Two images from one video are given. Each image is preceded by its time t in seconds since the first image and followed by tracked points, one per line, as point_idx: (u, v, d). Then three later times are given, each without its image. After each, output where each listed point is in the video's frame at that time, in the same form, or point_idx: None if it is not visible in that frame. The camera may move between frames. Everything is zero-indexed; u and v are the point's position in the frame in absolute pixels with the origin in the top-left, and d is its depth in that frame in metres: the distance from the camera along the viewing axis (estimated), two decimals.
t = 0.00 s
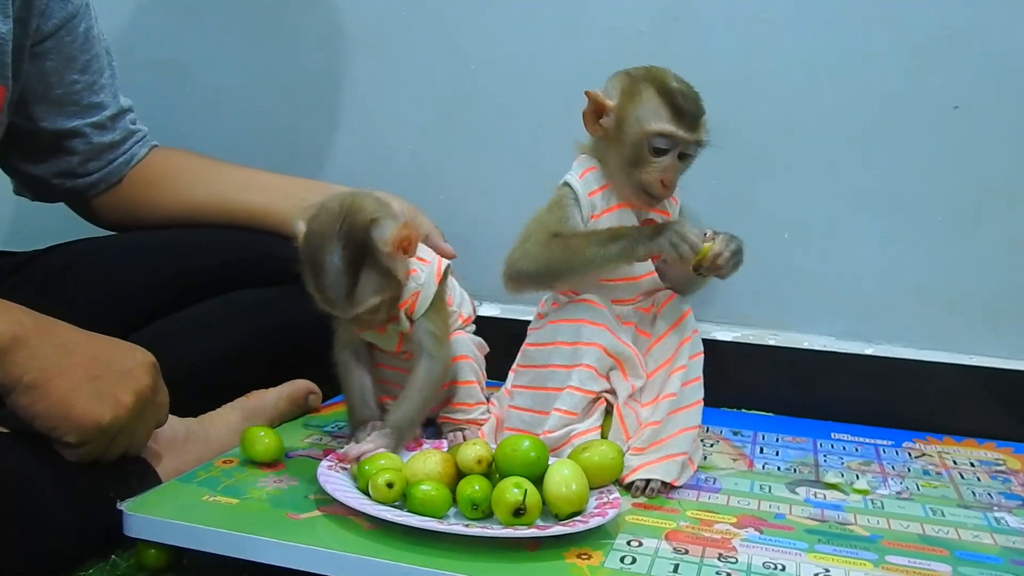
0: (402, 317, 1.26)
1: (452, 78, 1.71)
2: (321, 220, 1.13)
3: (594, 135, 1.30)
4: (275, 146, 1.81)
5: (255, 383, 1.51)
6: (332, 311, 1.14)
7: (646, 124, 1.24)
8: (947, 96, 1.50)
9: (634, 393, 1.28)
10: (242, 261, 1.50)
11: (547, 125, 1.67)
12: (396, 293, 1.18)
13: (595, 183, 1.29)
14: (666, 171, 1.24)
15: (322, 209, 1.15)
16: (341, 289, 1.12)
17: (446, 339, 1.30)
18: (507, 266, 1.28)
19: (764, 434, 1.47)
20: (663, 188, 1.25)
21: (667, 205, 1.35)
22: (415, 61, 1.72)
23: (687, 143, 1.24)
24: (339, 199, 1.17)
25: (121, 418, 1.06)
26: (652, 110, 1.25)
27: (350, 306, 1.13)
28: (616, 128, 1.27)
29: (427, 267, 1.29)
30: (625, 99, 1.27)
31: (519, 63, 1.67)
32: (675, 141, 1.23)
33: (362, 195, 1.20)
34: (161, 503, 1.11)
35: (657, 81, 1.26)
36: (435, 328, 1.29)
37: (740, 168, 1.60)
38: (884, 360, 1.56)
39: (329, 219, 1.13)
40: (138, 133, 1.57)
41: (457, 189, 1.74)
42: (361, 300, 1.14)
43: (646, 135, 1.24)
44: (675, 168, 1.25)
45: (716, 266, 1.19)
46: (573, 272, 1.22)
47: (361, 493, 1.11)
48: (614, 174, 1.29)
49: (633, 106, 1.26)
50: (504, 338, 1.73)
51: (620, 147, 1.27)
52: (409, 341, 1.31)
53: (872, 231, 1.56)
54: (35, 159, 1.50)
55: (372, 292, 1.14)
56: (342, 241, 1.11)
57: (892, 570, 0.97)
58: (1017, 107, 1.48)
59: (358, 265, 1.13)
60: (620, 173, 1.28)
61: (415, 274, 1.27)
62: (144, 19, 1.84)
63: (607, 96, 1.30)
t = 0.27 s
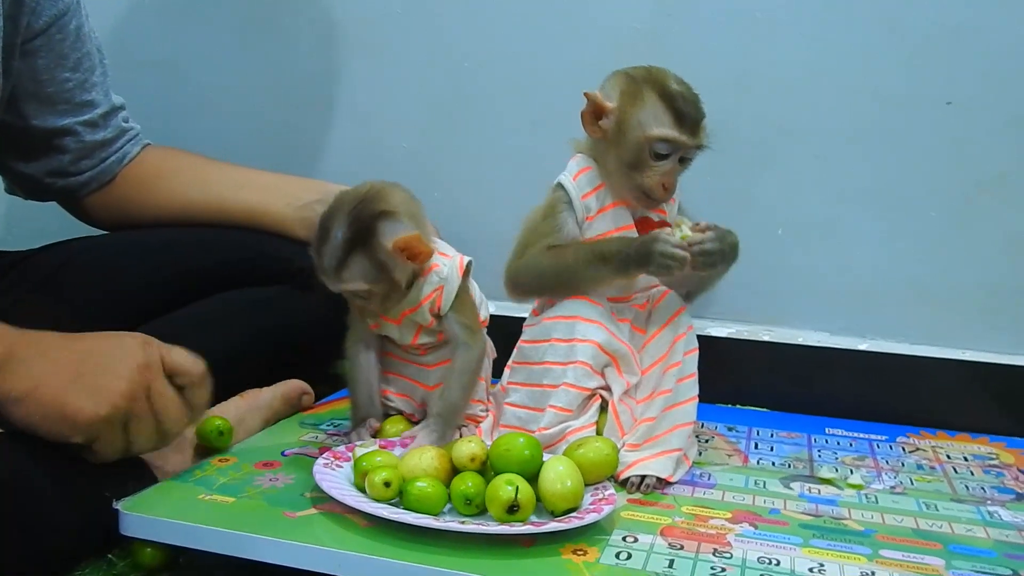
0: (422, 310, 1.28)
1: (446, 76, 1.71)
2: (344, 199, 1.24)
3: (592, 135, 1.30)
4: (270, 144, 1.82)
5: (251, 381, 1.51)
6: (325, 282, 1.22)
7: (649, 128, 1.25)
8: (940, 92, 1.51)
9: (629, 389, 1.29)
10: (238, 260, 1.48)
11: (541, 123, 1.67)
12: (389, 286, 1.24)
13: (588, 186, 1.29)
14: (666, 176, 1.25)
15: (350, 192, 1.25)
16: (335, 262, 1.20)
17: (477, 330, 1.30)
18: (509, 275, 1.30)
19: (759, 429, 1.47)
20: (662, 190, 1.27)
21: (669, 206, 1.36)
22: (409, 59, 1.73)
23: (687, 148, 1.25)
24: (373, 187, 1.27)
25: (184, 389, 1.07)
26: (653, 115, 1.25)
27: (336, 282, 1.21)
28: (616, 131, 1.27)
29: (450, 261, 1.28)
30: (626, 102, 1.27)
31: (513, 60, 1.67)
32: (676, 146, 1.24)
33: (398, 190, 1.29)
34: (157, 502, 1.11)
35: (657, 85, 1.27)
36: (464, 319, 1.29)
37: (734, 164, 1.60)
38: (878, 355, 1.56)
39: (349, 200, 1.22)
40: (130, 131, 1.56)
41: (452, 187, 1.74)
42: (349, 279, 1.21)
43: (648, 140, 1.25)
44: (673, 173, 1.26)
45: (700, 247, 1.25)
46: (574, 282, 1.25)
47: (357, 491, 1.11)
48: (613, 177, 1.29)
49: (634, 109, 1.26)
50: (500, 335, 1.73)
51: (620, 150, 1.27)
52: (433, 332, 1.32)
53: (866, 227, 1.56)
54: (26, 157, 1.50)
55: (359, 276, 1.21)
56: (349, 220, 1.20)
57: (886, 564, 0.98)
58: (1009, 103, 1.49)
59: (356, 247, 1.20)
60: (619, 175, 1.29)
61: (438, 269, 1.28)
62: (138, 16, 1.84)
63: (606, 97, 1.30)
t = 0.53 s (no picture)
0: (427, 309, 1.28)
1: (444, 74, 1.71)
2: (352, 200, 1.24)
3: (598, 156, 1.30)
4: (268, 142, 1.81)
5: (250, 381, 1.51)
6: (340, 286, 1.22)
7: (660, 142, 1.27)
8: (939, 90, 1.51)
9: (629, 388, 1.28)
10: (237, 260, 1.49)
11: (540, 122, 1.67)
12: (404, 284, 1.24)
13: (589, 207, 1.31)
14: (684, 184, 1.28)
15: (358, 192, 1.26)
16: (349, 264, 1.20)
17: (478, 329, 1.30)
18: (516, 289, 1.35)
19: (759, 428, 1.47)
20: (680, 199, 1.30)
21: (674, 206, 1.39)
22: (408, 57, 1.72)
23: (699, 154, 1.29)
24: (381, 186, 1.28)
25: (212, 420, 1.14)
26: (663, 127, 1.27)
27: (352, 284, 1.21)
28: (625, 148, 1.28)
29: (452, 259, 1.29)
30: (629, 118, 1.29)
31: (511, 59, 1.67)
32: (688, 154, 1.28)
33: (404, 189, 1.30)
34: (158, 503, 1.11)
35: (659, 97, 1.29)
36: (464, 317, 1.28)
37: (733, 162, 1.60)
38: (877, 353, 1.57)
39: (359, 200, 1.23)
40: (127, 132, 1.56)
41: (451, 185, 1.74)
42: (364, 280, 1.21)
43: (661, 153, 1.27)
44: (690, 180, 1.29)
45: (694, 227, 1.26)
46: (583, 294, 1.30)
47: (358, 491, 1.11)
48: (625, 193, 1.30)
49: (641, 124, 1.28)
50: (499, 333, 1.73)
51: (634, 166, 1.28)
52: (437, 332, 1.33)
53: (865, 225, 1.57)
54: (21, 157, 1.50)
55: (374, 277, 1.21)
56: (359, 220, 1.20)
57: (887, 563, 0.98)
58: (1008, 101, 1.49)
59: (370, 247, 1.20)
60: (634, 192, 1.30)
61: (442, 267, 1.28)
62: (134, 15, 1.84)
63: (606, 116, 1.30)
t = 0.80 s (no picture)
0: (437, 307, 1.30)
1: (444, 73, 1.71)
2: (372, 203, 1.23)
3: (598, 172, 1.31)
4: (269, 142, 1.82)
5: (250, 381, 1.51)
6: (373, 291, 1.21)
7: (659, 159, 1.28)
8: (938, 89, 1.51)
9: (629, 389, 1.29)
10: (236, 258, 1.47)
11: (539, 121, 1.67)
12: (434, 283, 1.24)
13: (592, 216, 1.32)
14: (684, 201, 1.29)
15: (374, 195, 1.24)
16: (383, 267, 1.19)
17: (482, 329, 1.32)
18: (517, 293, 1.36)
19: (759, 428, 1.47)
20: (682, 216, 1.30)
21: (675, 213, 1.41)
22: (407, 57, 1.73)
23: (699, 170, 1.29)
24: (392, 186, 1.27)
25: (279, 400, 0.86)
26: (662, 144, 1.28)
27: (388, 286, 1.20)
28: (625, 164, 1.30)
29: (464, 259, 1.31)
30: (629, 135, 1.30)
31: (510, 58, 1.67)
32: (688, 171, 1.28)
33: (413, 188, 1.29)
34: (158, 504, 1.10)
35: (659, 113, 1.30)
36: (469, 316, 1.30)
37: (732, 161, 1.60)
38: (877, 352, 1.57)
39: (381, 203, 1.22)
40: (128, 127, 1.55)
41: (451, 185, 1.74)
42: (400, 282, 1.21)
43: (660, 170, 1.28)
44: (691, 197, 1.29)
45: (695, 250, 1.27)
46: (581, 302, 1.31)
47: (358, 492, 1.11)
48: (626, 208, 1.32)
49: (640, 140, 1.29)
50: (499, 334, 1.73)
51: (634, 183, 1.29)
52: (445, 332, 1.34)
53: (865, 225, 1.57)
54: (19, 152, 1.49)
55: (410, 276, 1.21)
56: (389, 222, 1.20)
57: (887, 564, 0.98)
58: (1008, 100, 1.49)
59: (402, 247, 1.20)
60: (634, 208, 1.31)
61: (453, 264, 1.31)
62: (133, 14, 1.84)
63: (606, 132, 1.32)
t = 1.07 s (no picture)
0: (437, 309, 1.32)
1: (444, 73, 1.71)
2: (381, 204, 1.25)
3: (593, 177, 1.32)
4: (270, 141, 1.82)
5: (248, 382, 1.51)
6: (381, 290, 1.24)
7: (650, 158, 1.28)
8: (937, 93, 1.51)
9: (629, 392, 1.28)
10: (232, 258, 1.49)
11: (539, 123, 1.68)
12: (439, 284, 1.28)
13: (592, 221, 1.33)
14: (679, 199, 1.28)
15: (383, 196, 1.27)
16: (392, 268, 1.22)
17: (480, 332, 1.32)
18: (517, 298, 1.37)
19: (757, 431, 1.47)
20: (679, 214, 1.30)
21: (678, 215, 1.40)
22: (407, 58, 1.73)
23: (692, 166, 1.28)
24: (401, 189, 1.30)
25: (387, 398, 0.99)
26: (651, 144, 1.28)
27: (398, 286, 1.23)
28: (617, 167, 1.30)
29: (465, 263, 1.32)
30: (619, 137, 1.31)
31: (510, 59, 1.67)
32: (681, 168, 1.28)
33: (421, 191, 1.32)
34: (156, 504, 1.09)
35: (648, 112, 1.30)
36: (469, 319, 1.31)
37: (732, 163, 1.60)
38: (875, 356, 1.57)
39: (392, 203, 1.24)
40: (130, 121, 1.54)
41: (450, 186, 1.74)
42: (409, 282, 1.23)
43: (652, 169, 1.28)
44: (686, 193, 1.29)
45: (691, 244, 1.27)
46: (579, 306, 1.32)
47: (356, 494, 1.10)
48: (624, 210, 1.32)
49: (630, 142, 1.30)
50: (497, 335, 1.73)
51: (628, 185, 1.30)
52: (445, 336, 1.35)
53: (863, 228, 1.57)
54: (21, 138, 1.47)
55: (419, 277, 1.24)
56: (399, 222, 1.23)
57: (886, 568, 0.98)
58: (1007, 104, 1.49)
59: (411, 248, 1.23)
60: (632, 210, 1.32)
61: (454, 269, 1.31)
62: (134, 11, 1.84)
63: (599, 136, 1.33)
